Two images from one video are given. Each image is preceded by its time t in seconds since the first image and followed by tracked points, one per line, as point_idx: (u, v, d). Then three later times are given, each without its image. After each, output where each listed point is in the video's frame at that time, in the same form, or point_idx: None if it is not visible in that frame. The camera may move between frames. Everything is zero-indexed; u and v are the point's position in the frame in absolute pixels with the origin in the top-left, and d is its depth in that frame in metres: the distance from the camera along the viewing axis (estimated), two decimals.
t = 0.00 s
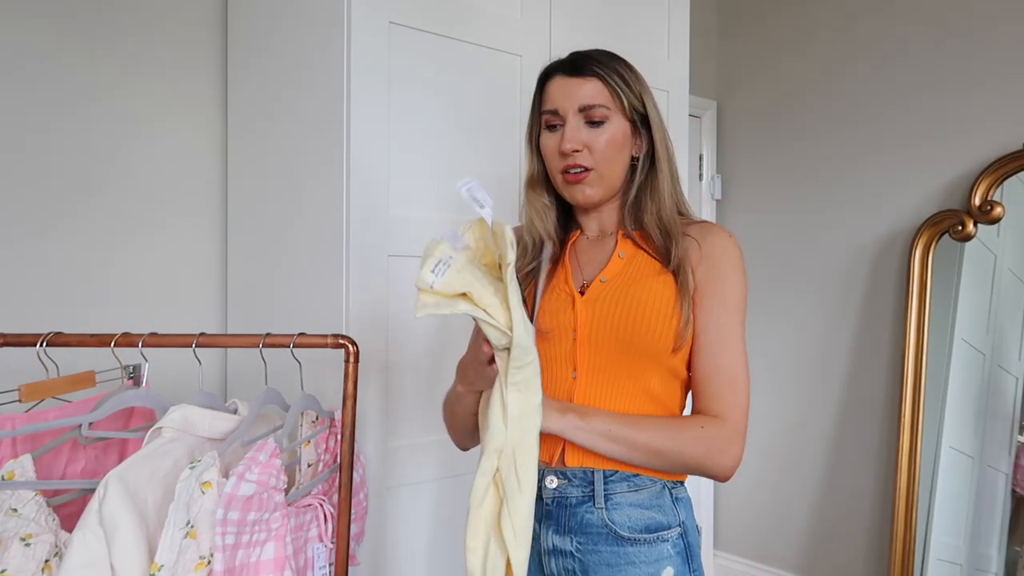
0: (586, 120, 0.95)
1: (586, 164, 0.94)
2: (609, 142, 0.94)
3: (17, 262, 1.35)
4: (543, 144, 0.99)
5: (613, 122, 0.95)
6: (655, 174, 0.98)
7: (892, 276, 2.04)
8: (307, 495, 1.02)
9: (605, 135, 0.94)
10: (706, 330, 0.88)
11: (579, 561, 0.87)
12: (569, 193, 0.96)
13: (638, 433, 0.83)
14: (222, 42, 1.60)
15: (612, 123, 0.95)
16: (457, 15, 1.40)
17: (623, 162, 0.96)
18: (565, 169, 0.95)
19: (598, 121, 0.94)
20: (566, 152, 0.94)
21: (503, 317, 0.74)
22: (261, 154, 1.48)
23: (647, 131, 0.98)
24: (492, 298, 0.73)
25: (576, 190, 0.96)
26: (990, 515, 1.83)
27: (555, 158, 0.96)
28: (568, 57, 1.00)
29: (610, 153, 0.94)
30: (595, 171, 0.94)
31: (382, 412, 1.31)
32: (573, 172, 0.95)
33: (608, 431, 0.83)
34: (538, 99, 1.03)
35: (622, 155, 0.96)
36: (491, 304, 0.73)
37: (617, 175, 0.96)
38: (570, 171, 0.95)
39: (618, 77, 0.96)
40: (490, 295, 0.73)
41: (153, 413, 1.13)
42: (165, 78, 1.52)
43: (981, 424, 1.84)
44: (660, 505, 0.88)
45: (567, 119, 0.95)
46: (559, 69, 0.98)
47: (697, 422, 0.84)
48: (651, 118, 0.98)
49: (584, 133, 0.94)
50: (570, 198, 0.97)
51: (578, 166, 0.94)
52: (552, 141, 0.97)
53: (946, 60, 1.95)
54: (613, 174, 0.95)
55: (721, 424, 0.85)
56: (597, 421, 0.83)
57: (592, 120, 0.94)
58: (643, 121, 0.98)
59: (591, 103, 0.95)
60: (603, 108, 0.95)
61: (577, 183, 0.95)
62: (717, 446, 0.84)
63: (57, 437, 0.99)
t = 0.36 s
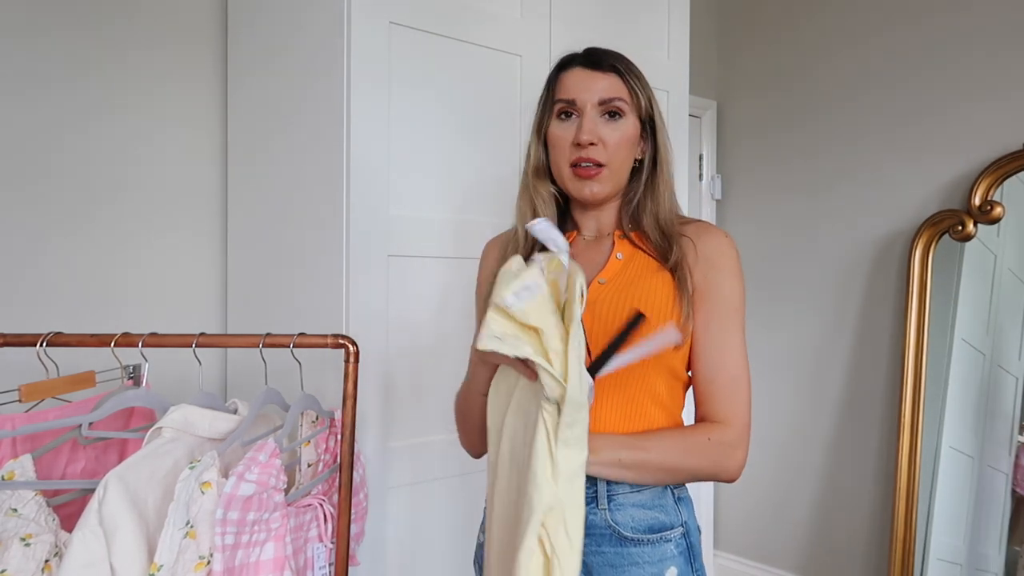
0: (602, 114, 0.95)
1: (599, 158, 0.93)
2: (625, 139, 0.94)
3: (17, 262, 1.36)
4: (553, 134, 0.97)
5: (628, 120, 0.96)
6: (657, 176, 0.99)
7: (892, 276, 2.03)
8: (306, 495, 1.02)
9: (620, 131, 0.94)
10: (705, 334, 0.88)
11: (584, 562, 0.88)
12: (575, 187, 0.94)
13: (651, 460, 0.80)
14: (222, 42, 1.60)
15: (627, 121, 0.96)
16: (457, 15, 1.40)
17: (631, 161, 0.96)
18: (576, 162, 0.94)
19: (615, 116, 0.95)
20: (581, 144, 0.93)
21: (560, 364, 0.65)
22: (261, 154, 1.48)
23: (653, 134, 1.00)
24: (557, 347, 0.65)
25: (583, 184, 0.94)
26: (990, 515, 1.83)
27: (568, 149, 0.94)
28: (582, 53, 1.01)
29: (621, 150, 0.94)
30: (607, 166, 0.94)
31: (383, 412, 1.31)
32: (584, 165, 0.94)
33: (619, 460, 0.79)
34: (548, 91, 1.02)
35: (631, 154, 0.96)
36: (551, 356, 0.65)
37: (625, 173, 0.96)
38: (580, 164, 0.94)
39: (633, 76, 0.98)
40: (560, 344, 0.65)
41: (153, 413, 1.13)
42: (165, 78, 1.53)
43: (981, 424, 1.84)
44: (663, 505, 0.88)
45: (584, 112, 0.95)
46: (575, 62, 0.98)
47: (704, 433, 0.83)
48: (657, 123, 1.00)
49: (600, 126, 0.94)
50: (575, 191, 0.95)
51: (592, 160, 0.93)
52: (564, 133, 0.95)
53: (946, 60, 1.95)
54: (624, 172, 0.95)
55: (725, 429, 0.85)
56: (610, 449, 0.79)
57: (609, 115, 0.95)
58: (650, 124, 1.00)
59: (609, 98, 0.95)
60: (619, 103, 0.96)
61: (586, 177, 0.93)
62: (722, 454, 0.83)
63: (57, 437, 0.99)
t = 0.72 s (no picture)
0: (604, 118, 0.94)
1: (599, 163, 0.93)
2: (624, 145, 0.93)
3: (17, 262, 1.36)
4: (553, 136, 0.96)
5: (630, 123, 0.95)
6: (660, 180, 0.99)
7: (892, 276, 2.03)
8: (307, 495, 1.02)
9: (621, 135, 0.94)
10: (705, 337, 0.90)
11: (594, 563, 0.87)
12: (576, 191, 0.95)
13: (676, 463, 0.80)
14: (222, 42, 1.60)
15: (629, 125, 0.95)
16: (457, 15, 1.40)
17: (632, 165, 0.96)
18: (576, 167, 0.94)
19: (617, 120, 0.94)
20: (581, 149, 0.92)
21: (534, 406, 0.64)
22: (261, 153, 1.48)
23: (655, 137, 0.99)
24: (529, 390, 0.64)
25: (584, 188, 0.94)
26: (990, 515, 1.83)
27: (569, 152, 0.94)
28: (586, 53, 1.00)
29: (622, 154, 0.94)
30: (607, 171, 0.94)
31: (383, 412, 1.31)
32: (584, 170, 0.94)
33: (651, 466, 0.79)
34: (551, 91, 1.01)
35: (632, 157, 0.96)
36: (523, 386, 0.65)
37: (626, 178, 0.95)
38: (581, 168, 0.94)
39: (636, 79, 0.97)
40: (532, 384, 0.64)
41: (153, 413, 1.13)
42: (165, 78, 1.52)
43: (981, 425, 1.84)
44: (668, 503, 0.88)
45: (585, 115, 0.94)
46: (579, 63, 0.97)
47: (720, 437, 0.84)
48: (660, 125, 0.99)
49: (602, 131, 0.93)
50: (575, 196, 0.95)
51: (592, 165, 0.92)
52: (565, 136, 0.95)
53: (946, 61, 1.95)
54: (624, 176, 0.95)
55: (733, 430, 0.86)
56: (643, 454, 0.78)
57: (610, 119, 0.94)
58: (653, 126, 0.99)
59: (611, 101, 0.94)
60: (621, 107, 0.94)
61: (587, 182, 0.94)
62: (732, 455, 0.84)
63: (57, 437, 0.99)
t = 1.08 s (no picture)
0: (581, 127, 0.93)
1: (581, 172, 0.92)
2: (604, 151, 0.92)
3: (17, 262, 1.36)
4: (535, 149, 0.95)
5: (607, 128, 0.94)
6: (644, 176, 0.98)
7: (892, 276, 2.04)
8: (307, 495, 1.02)
9: (600, 141, 0.93)
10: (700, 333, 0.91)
11: (602, 560, 0.86)
12: (562, 200, 0.94)
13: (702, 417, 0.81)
14: (222, 42, 1.60)
15: (607, 130, 0.93)
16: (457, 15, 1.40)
17: (614, 168, 0.95)
18: (559, 177, 0.93)
19: (594, 126, 0.93)
20: (562, 160, 0.91)
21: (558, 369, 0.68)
22: (261, 153, 1.48)
23: (636, 136, 0.98)
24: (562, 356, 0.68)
25: (570, 197, 0.93)
26: (990, 515, 1.83)
27: (550, 163, 0.93)
28: (556, 61, 0.98)
29: (604, 158, 0.93)
30: (591, 178, 0.93)
31: (383, 412, 1.31)
32: (568, 179, 0.93)
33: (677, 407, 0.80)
34: (526, 103, 1.00)
35: (614, 160, 0.95)
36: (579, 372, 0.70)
37: (609, 181, 0.94)
38: (565, 178, 0.93)
39: (610, 85, 0.95)
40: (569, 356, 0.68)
41: (153, 413, 1.13)
42: (165, 78, 1.52)
43: (981, 424, 1.84)
44: (671, 498, 0.88)
45: (562, 126, 0.92)
46: (549, 74, 0.95)
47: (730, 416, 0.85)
48: (639, 124, 0.98)
49: (579, 140, 0.92)
50: (563, 204, 0.94)
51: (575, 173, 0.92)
52: (544, 147, 0.94)
53: (946, 60, 1.95)
54: (607, 180, 0.94)
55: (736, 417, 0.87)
56: (674, 394, 0.79)
57: (587, 126, 0.93)
58: (632, 126, 0.98)
59: (586, 109, 0.93)
60: (596, 113, 0.93)
61: (572, 191, 0.93)
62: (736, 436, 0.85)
63: (57, 437, 0.99)
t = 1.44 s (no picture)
0: (568, 144, 0.92)
1: (573, 188, 0.93)
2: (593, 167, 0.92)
3: (17, 263, 1.36)
4: (525, 167, 0.95)
5: (594, 141, 0.93)
6: (632, 179, 0.99)
7: (892, 276, 2.04)
8: (307, 495, 1.02)
9: (588, 156, 0.92)
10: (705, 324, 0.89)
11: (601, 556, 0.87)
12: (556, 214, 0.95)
13: (734, 393, 0.79)
14: (222, 42, 1.60)
15: (594, 143, 0.93)
16: (457, 15, 1.40)
17: (604, 176, 0.95)
18: (552, 194, 0.94)
19: (580, 142, 0.92)
20: (553, 181, 0.92)
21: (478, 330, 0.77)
22: (261, 153, 1.48)
23: (622, 140, 0.98)
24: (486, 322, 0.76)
25: (564, 211, 0.95)
26: (990, 515, 1.82)
27: (541, 181, 0.93)
28: (536, 74, 0.95)
29: (593, 172, 0.93)
30: (582, 192, 0.93)
31: (383, 412, 1.31)
32: (560, 196, 0.94)
33: (718, 386, 0.78)
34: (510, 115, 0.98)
35: (603, 169, 0.95)
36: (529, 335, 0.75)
37: (600, 191, 0.95)
38: (557, 195, 0.93)
39: (593, 96, 0.93)
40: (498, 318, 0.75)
41: (153, 413, 1.13)
42: (166, 78, 1.52)
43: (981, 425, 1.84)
44: (671, 496, 0.87)
45: (549, 144, 0.92)
46: (531, 91, 0.93)
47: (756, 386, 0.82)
48: (625, 128, 0.97)
49: (568, 157, 0.92)
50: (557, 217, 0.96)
51: (565, 190, 0.92)
52: (534, 165, 0.94)
53: (946, 61, 1.95)
54: (597, 193, 0.95)
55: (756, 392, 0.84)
56: (715, 372, 0.77)
57: (574, 142, 0.92)
58: (618, 131, 0.97)
59: (572, 126, 0.92)
60: (582, 128, 0.92)
61: (565, 206, 0.94)
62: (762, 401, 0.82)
63: (57, 437, 0.99)
